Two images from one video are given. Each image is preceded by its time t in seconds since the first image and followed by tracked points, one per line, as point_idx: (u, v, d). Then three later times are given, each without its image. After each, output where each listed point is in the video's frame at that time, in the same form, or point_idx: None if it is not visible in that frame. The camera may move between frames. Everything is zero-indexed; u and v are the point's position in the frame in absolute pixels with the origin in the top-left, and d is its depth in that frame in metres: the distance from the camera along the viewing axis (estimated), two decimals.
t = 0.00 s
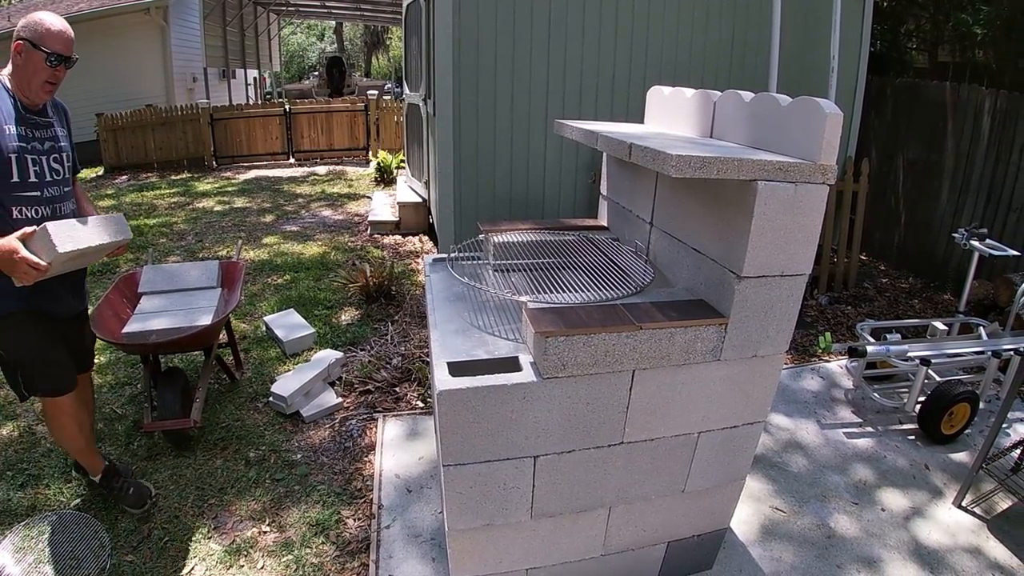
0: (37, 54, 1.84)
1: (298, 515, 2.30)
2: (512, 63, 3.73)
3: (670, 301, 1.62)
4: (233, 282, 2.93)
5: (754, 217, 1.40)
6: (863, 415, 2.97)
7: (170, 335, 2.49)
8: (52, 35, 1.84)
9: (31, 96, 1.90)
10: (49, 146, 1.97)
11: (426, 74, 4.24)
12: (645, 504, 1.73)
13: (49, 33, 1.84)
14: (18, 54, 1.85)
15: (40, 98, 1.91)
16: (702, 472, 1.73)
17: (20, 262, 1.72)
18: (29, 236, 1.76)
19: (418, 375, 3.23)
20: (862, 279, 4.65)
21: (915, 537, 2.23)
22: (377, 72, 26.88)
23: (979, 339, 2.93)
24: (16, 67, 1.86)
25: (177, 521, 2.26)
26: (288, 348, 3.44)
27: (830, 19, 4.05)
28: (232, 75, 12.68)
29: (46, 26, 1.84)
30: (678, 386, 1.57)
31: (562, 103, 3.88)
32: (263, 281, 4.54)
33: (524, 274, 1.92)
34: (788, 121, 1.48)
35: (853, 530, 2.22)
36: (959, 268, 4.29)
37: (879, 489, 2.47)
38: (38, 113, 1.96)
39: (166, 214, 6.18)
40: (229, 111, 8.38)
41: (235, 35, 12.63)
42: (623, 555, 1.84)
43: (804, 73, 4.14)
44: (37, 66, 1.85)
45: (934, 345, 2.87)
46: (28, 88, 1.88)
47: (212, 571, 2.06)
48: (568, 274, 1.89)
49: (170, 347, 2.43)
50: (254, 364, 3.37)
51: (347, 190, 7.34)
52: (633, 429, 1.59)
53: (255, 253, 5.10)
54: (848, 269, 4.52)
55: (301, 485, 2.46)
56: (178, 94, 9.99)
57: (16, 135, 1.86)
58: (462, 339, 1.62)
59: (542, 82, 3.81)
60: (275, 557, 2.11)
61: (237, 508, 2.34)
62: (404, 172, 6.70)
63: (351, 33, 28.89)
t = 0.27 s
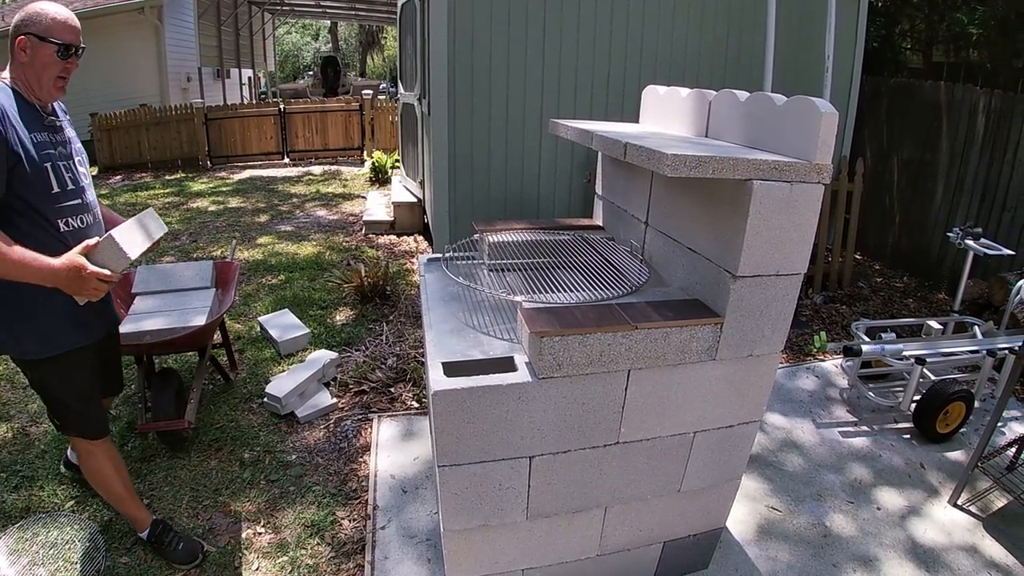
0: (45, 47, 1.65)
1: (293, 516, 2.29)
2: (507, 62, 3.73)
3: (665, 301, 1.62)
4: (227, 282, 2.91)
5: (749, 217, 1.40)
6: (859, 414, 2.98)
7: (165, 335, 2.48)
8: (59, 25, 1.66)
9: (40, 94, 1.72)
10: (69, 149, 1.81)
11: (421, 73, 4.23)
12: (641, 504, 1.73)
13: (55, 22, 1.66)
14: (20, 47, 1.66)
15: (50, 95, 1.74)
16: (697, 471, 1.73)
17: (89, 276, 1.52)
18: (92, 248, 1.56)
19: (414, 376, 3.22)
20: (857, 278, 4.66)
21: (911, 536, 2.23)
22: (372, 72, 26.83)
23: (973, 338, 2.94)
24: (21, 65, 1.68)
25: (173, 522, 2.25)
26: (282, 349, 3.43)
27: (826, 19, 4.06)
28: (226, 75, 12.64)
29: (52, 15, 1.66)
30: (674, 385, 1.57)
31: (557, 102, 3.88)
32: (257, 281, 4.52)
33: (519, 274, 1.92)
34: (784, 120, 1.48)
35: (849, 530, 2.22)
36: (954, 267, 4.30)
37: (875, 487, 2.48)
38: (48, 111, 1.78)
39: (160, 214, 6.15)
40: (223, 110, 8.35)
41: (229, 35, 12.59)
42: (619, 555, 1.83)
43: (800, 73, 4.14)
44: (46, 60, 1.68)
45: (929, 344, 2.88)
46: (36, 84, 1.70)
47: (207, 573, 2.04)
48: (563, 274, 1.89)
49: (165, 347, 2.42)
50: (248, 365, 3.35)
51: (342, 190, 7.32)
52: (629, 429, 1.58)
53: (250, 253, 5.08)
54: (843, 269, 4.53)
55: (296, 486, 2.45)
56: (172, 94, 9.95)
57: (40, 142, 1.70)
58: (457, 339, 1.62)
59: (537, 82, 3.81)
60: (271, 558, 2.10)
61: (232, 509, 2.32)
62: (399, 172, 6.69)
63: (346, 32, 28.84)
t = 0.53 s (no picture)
0: (87, 28, 1.57)
1: (291, 516, 2.29)
2: (504, 61, 3.72)
3: (663, 299, 1.61)
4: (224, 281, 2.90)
5: (748, 214, 1.40)
6: (857, 412, 2.98)
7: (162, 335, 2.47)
8: (101, 5, 1.57)
9: (80, 76, 1.65)
10: (102, 134, 1.74)
11: (418, 72, 4.22)
12: (640, 503, 1.73)
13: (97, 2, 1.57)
14: (58, 28, 1.56)
15: (89, 76, 1.66)
16: (694, 470, 1.73)
17: (150, 267, 1.57)
18: (151, 238, 1.59)
19: (411, 374, 3.21)
20: (854, 276, 4.66)
21: (910, 533, 2.23)
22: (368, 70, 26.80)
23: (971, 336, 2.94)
24: (58, 46, 1.59)
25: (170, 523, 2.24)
26: (280, 348, 3.42)
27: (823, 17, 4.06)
28: (223, 74, 12.61)
29: None
30: (672, 383, 1.57)
31: (554, 100, 3.88)
32: (255, 280, 4.51)
33: (517, 273, 1.91)
34: (782, 117, 1.47)
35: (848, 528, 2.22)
36: (951, 264, 4.30)
37: (874, 486, 2.47)
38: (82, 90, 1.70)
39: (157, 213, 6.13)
40: (220, 109, 8.33)
41: (225, 34, 12.57)
42: (618, 555, 1.83)
43: (798, 71, 4.14)
44: (89, 42, 1.60)
45: (927, 341, 2.87)
46: (75, 67, 1.62)
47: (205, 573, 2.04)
48: (560, 272, 1.89)
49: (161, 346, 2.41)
50: (246, 364, 3.35)
51: (339, 188, 7.31)
52: (627, 427, 1.58)
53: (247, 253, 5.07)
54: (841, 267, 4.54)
55: (294, 485, 2.45)
56: (169, 93, 9.92)
57: (81, 126, 1.62)
58: (454, 337, 1.61)
59: (534, 80, 3.80)
60: (269, 558, 2.10)
61: (230, 509, 2.32)
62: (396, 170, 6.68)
63: (343, 31, 28.80)
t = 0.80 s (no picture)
0: (137, 22, 1.63)
1: (289, 515, 2.28)
2: (501, 58, 3.71)
3: (660, 296, 1.61)
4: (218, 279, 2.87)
5: (745, 211, 1.39)
6: (854, 409, 2.98)
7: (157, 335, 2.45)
8: None
9: (132, 69, 1.71)
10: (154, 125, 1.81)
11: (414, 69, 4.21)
12: (638, 500, 1.72)
13: None
14: (111, 24, 1.63)
15: (141, 71, 1.73)
16: (691, 468, 1.73)
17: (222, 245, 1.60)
18: (221, 219, 1.66)
19: (409, 373, 3.21)
20: (852, 273, 4.66)
21: (908, 530, 2.23)
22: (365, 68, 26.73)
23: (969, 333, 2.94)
24: (109, 41, 1.65)
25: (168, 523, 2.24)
26: (276, 347, 3.41)
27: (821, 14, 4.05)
28: (218, 73, 12.56)
29: None
30: (669, 381, 1.56)
31: (550, 98, 3.87)
32: (251, 279, 4.50)
33: (514, 270, 1.91)
34: (780, 114, 1.47)
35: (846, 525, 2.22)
36: (948, 261, 4.30)
37: (872, 483, 2.48)
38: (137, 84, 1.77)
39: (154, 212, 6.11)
40: (215, 108, 8.30)
41: (221, 32, 12.52)
42: (615, 552, 1.83)
43: (795, 68, 4.14)
44: (139, 36, 1.66)
45: (925, 338, 2.87)
46: (127, 61, 1.68)
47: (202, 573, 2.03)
48: (558, 269, 1.89)
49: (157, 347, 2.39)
50: (243, 363, 3.34)
51: (335, 187, 7.29)
52: (624, 425, 1.58)
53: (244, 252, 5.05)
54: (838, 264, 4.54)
55: (291, 485, 2.44)
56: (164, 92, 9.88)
57: (141, 113, 1.70)
58: (451, 335, 1.61)
59: (530, 78, 3.79)
60: (267, 558, 2.09)
61: (227, 508, 2.31)
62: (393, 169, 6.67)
63: (339, 29, 28.72)
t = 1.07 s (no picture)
0: (208, 15, 1.68)
1: (286, 515, 2.27)
2: (499, 57, 3.71)
3: (659, 296, 1.60)
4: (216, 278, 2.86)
5: (744, 211, 1.39)
6: (853, 408, 2.98)
7: (155, 334, 2.44)
8: None
9: (202, 59, 1.76)
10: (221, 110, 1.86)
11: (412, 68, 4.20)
12: (636, 500, 1.72)
13: None
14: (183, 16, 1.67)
15: (209, 61, 1.78)
16: (690, 467, 1.72)
17: (282, 222, 1.62)
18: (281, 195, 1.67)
19: (407, 372, 3.20)
20: (850, 272, 4.67)
21: (907, 529, 2.23)
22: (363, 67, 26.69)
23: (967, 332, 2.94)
24: (180, 32, 1.69)
25: (167, 521, 2.23)
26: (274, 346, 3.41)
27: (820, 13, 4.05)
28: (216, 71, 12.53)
29: None
30: (668, 380, 1.56)
31: (549, 97, 3.86)
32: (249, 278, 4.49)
33: (513, 269, 1.91)
34: (779, 113, 1.47)
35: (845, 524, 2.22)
36: (946, 260, 4.30)
37: (871, 482, 2.48)
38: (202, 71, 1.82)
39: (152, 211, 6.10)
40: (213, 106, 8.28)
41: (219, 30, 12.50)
42: (614, 552, 1.82)
43: (794, 67, 4.14)
44: (210, 28, 1.70)
45: (924, 338, 2.88)
46: (197, 52, 1.73)
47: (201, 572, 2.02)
48: (557, 268, 1.88)
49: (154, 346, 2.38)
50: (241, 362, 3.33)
51: (333, 186, 7.28)
52: (623, 424, 1.57)
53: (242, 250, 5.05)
54: (836, 263, 4.54)
55: (289, 484, 2.43)
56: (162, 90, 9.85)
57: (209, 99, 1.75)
58: (450, 334, 1.61)
59: (529, 77, 3.79)
60: (265, 557, 2.08)
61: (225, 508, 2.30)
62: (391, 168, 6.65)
63: (338, 28, 28.68)
